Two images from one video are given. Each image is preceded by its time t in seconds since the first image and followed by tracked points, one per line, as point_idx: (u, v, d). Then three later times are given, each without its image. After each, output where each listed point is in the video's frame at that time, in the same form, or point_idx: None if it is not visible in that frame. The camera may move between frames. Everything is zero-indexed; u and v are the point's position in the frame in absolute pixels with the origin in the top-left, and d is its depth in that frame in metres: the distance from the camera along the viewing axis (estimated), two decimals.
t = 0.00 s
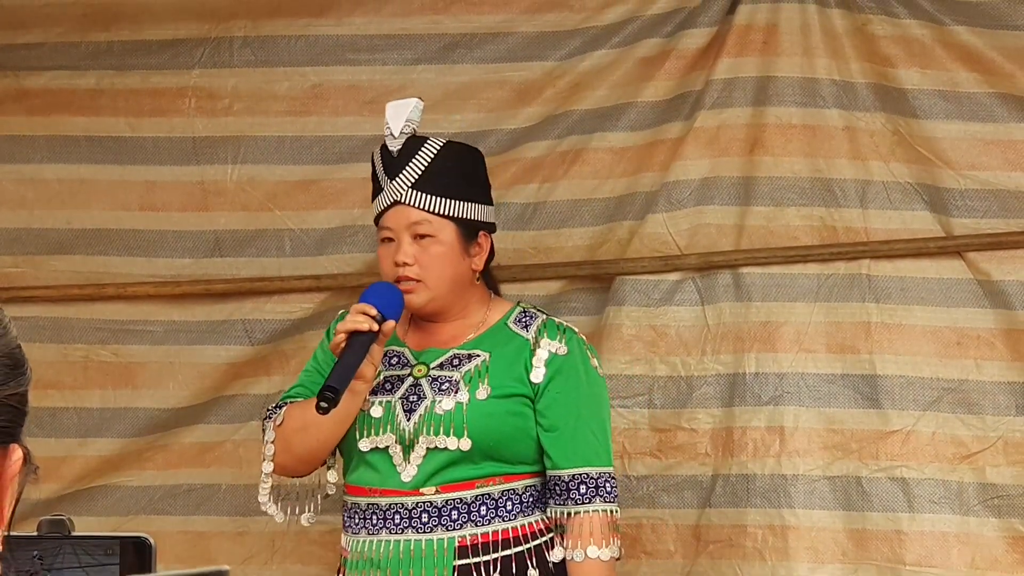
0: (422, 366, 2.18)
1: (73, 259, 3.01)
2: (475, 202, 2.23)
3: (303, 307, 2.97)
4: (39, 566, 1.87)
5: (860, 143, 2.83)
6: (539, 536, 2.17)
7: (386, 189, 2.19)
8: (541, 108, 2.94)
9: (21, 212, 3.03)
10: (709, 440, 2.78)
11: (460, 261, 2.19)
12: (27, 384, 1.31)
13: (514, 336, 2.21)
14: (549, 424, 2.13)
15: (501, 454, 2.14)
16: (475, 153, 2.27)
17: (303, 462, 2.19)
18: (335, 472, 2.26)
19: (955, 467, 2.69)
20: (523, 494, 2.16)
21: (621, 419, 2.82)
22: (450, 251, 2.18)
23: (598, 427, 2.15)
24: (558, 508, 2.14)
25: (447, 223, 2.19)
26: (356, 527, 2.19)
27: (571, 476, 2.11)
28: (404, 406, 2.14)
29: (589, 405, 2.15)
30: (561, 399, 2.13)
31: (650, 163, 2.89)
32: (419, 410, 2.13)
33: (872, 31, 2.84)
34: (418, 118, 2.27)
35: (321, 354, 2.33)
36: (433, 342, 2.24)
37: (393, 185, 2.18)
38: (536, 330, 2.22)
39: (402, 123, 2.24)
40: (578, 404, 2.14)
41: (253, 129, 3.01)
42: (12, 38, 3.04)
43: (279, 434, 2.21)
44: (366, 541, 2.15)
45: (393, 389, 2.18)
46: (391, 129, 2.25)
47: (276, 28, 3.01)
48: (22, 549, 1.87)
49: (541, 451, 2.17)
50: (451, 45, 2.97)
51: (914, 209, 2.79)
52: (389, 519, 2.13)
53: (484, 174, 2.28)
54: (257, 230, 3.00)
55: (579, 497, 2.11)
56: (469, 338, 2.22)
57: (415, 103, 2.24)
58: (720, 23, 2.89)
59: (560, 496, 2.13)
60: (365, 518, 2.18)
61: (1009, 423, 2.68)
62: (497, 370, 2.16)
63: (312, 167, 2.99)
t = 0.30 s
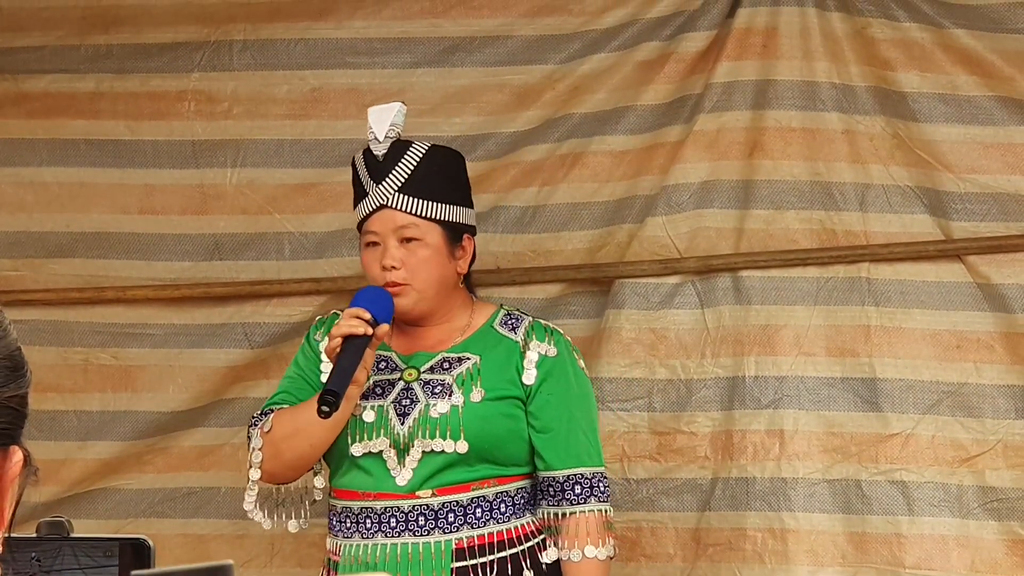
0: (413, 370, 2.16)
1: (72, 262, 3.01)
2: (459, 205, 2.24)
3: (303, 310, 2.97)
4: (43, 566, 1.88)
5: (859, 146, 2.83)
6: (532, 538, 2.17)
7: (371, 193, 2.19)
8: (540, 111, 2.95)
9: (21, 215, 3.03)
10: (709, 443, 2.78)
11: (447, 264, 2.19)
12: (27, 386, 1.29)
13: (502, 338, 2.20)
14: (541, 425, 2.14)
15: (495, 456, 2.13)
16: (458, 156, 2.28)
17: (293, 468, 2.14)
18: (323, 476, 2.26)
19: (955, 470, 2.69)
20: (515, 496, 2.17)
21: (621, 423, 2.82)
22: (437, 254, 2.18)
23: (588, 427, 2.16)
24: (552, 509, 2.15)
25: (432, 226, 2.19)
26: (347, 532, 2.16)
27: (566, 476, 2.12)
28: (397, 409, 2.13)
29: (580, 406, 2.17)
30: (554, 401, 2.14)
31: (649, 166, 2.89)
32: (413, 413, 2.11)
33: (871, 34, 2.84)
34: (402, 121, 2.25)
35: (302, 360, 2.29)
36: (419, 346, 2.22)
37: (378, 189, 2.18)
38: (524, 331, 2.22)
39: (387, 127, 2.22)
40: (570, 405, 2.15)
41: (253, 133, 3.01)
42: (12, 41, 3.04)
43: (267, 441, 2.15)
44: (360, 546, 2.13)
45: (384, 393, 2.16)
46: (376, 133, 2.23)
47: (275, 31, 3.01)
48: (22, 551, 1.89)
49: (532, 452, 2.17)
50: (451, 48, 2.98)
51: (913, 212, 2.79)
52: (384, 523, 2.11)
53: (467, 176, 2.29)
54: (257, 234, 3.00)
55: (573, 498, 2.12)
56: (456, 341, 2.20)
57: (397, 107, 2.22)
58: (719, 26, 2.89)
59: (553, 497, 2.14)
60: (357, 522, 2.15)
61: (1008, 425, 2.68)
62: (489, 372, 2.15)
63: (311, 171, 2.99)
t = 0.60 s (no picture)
0: (411, 369, 2.13)
1: (75, 261, 3.01)
2: (453, 205, 2.24)
3: (306, 308, 2.97)
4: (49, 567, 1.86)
5: (862, 145, 2.83)
6: (529, 535, 2.18)
7: (367, 192, 2.16)
8: (542, 109, 2.94)
9: (23, 214, 3.03)
10: (711, 442, 2.78)
11: (442, 263, 2.18)
12: (30, 384, 1.31)
13: (497, 337, 2.20)
14: (539, 424, 2.15)
15: (495, 454, 2.13)
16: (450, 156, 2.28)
17: (289, 468, 2.07)
18: (318, 476, 2.18)
19: (959, 469, 2.69)
20: (513, 494, 2.17)
21: (623, 421, 2.81)
22: (433, 253, 2.17)
23: (583, 426, 2.19)
24: (546, 507, 2.18)
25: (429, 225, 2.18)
26: (347, 532, 2.11)
27: (563, 475, 2.15)
28: (398, 409, 2.10)
29: (575, 404, 2.19)
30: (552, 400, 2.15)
31: (652, 164, 2.89)
32: (415, 413, 2.09)
33: (874, 32, 2.84)
34: (395, 121, 2.24)
35: (291, 359, 2.23)
36: (415, 346, 2.19)
37: (375, 188, 2.16)
38: (519, 330, 2.22)
39: (383, 126, 2.21)
40: (566, 404, 2.17)
41: (255, 131, 3.01)
42: (13, 39, 3.04)
43: (263, 440, 2.08)
44: (362, 546, 2.08)
45: (383, 393, 2.13)
46: (371, 132, 2.22)
47: (277, 29, 3.01)
48: (23, 548, 1.87)
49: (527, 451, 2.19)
50: (453, 47, 2.97)
51: (916, 211, 2.79)
52: (387, 523, 2.08)
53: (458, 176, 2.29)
54: (259, 232, 3.00)
55: (570, 496, 2.15)
56: (451, 341, 2.19)
57: (392, 107, 2.21)
58: (722, 25, 2.89)
59: (550, 495, 2.16)
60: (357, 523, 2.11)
61: (1011, 424, 2.68)
62: (487, 372, 2.15)
63: (314, 169, 2.99)
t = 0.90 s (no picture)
0: (416, 373, 2.12)
1: (80, 265, 3.01)
2: (453, 209, 2.25)
3: (309, 312, 2.97)
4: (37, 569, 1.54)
5: (866, 148, 2.83)
6: (534, 537, 2.18)
7: (370, 197, 2.16)
8: (546, 113, 2.94)
9: (27, 218, 3.03)
10: (715, 446, 2.77)
11: (443, 266, 2.19)
12: (32, 389, 1.32)
13: (499, 340, 2.21)
14: (543, 426, 2.17)
15: (502, 457, 2.13)
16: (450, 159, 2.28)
17: (296, 474, 2.06)
18: (319, 482, 2.15)
19: (963, 472, 2.69)
20: (518, 496, 2.18)
21: (627, 425, 2.80)
22: (436, 257, 2.17)
23: (584, 428, 2.21)
24: (549, 509, 2.20)
25: (432, 230, 2.19)
26: (355, 537, 2.08)
27: (569, 476, 2.17)
28: (406, 413, 2.09)
29: (578, 406, 2.21)
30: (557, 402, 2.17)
31: (655, 168, 2.89)
32: (423, 417, 2.09)
33: (878, 36, 2.84)
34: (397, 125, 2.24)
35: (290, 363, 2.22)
36: (418, 350, 2.18)
37: (378, 193, 2.15)
38: (519, 333, 2.23)
39: (385, 131, 2.21)
40: (569, 406, 2.19)
41: (259, 135, 3.01)
42: (17, 43, 3.04)
43: (269, 447, 2.07)
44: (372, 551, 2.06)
45: (390, 397, 2.11)
46: (372, 136, 2.21)
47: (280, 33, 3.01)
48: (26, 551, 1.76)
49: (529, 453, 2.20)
50: (456, 51, 2.98)
51: (919, 214, 2.79)
52: (398, 527, 2.07)
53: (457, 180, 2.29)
54: (262, 236, 3.00)
55: (575, 497, 2.17)
56: (452, 345, 2.19)
57: (391, 110, 2.21)
58: (725, 28, 2.89)
59: (555, 497, 2.18)
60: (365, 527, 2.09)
61: (1015, 428, 2.68)
62: (492, 375, 2.15)
63: (317, 173, 2.99)
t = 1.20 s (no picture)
0: (429, 375, 2.12)
1: (85, 266, 3.02)
2: (464, 211, 2.25)
3: (314, 314, 2.98)
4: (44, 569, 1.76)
5: (870, 150, 2.83)
6: (546, 537, 2.19)
7: (381, 198, 2.16)
8: (551, 114, 2.94)
9: (32, 219, 3.04)
10: (720, 447, 2.77)
11: (453, 267, 2.19)
12: (34, 391, 1.34)
13: (510, 341, 2.22)
14: (555, 427, 2.18)
15: (515, 459, 2.13)
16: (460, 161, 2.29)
17: (309, 476, 2.06)
18: (332, 485, 2.14)
19: (969, 474, 2.69)
20: (530, 497, 2.18)
21: (632, 427, 2.80)
22: (447, 258, 2.17)
23: (593, 429, 2.23)
24: (560, 510, 2.22)
25: (444, 232, 2.19)
26: (369, 539, 2.07)
27: (580, 477, 2.19)
28: (420, 414, 2.09)
29: (587, 406, 2.23)
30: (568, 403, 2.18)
31: (660, 169, 2.89)
32: (438, 418, 2.09)
33: (882, 37, 2.84)
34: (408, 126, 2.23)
35: (300, 366, 2.22)
36: (429, 351, 2.18)
37: (390, 194, 2.16)
38: (529, 335, 2.24)
39: (396, 132, 2.19)
40: (580, 407, 2.21)
41: (263, 137, 3.01)
42: (22, 45, 3.05)
43: (283, 450, 2.06)
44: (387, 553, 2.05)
45: (403, 398, 2.11)
46: (383, 137, 2.20)
47: (285, 35, 3.01)
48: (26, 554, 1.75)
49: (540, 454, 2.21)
50: (461, 52, 2.98)
51: (924, 215, 2.79)
52: (413, 528, 2.06)
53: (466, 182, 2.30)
54: (267, 238, 3.00)
55: (587, 498, 2.19)
56: (462, 347, 2.20)
57: (403, 112, 2.20)
58: (729, 29, 2.89)
59: (566, 498, 2.20)
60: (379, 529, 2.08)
61: (1021, 429, 2.68)
62: (504, 376, 2.16)
63: (322, 174, 3.00)
